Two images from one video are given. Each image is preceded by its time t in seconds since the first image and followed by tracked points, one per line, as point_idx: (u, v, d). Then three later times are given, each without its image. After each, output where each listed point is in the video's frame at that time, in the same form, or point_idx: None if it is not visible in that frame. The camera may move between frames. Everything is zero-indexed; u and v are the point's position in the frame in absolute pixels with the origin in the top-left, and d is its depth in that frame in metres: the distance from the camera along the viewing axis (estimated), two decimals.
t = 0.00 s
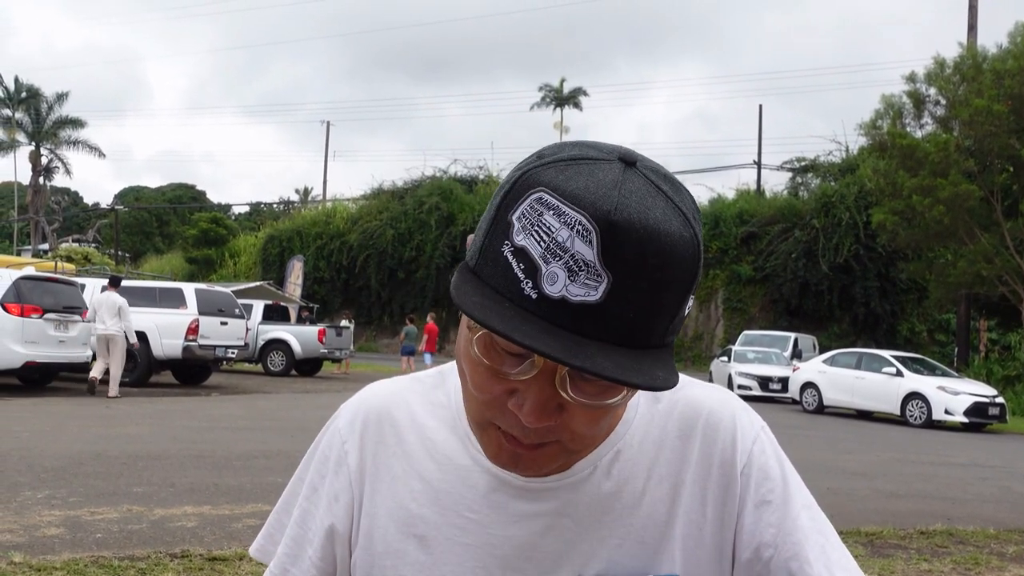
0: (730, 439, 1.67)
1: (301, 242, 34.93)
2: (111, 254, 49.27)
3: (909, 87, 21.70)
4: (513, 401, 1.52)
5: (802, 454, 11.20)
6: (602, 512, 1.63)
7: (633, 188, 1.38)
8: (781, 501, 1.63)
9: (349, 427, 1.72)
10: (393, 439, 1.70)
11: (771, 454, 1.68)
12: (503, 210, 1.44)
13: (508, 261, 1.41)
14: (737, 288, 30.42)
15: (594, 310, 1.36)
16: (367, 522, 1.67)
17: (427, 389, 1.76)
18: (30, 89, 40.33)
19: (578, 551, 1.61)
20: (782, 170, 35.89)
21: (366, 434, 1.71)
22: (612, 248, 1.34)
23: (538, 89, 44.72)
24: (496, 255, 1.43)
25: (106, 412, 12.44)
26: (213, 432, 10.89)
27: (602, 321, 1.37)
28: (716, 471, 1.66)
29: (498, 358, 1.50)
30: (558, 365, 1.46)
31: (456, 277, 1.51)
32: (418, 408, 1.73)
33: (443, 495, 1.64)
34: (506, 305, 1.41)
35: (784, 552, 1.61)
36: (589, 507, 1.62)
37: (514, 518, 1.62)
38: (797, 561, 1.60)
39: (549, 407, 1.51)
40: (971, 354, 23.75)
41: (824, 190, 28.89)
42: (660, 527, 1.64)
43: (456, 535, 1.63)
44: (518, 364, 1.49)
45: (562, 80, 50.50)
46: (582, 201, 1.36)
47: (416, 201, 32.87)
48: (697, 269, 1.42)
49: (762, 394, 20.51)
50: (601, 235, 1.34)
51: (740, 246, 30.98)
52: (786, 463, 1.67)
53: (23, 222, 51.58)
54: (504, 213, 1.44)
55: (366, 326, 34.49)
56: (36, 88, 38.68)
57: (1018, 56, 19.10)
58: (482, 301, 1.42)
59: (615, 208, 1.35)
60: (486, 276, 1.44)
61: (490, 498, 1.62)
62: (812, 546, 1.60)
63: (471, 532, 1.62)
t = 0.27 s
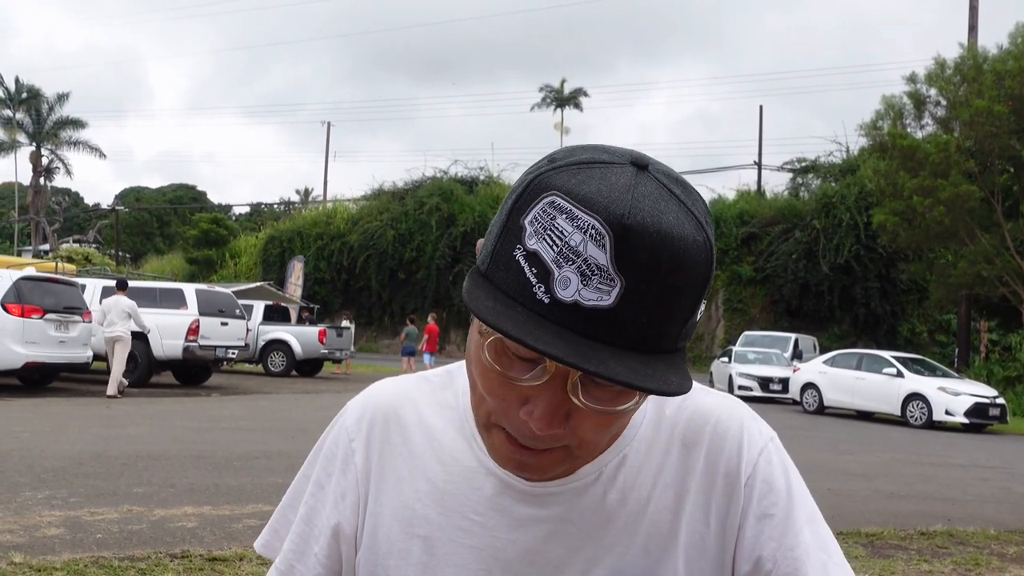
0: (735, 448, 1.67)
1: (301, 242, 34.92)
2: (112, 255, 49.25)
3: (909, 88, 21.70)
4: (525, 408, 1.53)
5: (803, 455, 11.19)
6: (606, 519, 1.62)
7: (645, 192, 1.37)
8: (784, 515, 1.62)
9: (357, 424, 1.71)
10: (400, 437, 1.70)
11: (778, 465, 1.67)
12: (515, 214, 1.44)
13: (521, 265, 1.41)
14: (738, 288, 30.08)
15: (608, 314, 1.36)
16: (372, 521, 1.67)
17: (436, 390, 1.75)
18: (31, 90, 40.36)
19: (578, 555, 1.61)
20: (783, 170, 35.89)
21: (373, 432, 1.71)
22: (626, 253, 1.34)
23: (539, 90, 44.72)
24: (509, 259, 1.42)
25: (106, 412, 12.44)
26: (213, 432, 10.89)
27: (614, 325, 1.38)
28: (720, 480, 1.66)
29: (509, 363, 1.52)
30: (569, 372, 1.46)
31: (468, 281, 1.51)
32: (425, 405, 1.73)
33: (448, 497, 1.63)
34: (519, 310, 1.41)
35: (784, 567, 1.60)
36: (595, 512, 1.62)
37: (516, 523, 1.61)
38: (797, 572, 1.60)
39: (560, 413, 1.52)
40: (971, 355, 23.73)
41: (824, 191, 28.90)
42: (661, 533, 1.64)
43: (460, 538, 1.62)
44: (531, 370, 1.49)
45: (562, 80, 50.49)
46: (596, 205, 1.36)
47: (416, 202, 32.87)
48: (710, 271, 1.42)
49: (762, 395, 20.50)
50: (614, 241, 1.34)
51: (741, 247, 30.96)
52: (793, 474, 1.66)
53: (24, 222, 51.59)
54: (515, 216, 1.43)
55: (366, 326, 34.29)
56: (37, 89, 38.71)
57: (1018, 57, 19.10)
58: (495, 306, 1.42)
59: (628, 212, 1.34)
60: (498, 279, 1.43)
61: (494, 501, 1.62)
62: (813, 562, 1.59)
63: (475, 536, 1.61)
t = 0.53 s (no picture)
0: (743, 454, 1.66)
1: (302, 243, 34.93)
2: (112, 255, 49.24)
3: (910, 88, 21.70)
4: (537, 425, 1.50)
5: (804, 455, 11.19)
6: (613, 527, 1.61)
7: (676, 220, 1.34)
8: (793, 520, 1.62)
9: (363, 426, 1.69)
10: (407, 439, 1.68)
11: (785, 468, 1.67)
12: (541, 234, 1.40)
13: (544, 289, 1.38)
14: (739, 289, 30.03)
15: (632, 343, 1.33)
16: (378, 526, 1.65)
17: (442, 392, 1.73)
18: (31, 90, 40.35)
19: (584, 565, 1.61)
20: (783, 171, 35.90)
21: (380, 432, 1.69)
22: (653, 284, 1.30)
23: (539, 90, 44.74)
24: (532, 281, 1.39)
25: (106, 413, 12.44)
26: (213, 433, 10.89)
27: (637, 355, 1.35)
28: (728, 487, 1.65)
29: (522, 380, 1.49)
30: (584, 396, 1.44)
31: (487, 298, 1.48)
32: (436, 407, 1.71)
33: (453, 502, 1.62)
34: (541, 335, 1.38)
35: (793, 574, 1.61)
36: (604, 520, 1.61)
37: (525, 530, 1.60)
38: None
39: (574, 434, 1.48)
40: (972, 356, 23.73)
41: (824, 191, 28.91)
42: (670, 540, 1.64)
43: (466, 545, 1.61)
44: (546, 390, 1.47)
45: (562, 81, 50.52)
46: (626, 233, 1.32)
47: (416, 202, 32.88)
48: (737, 303, 1.39)
49: (763, 395, 20.50)
50: (643, 270, 1.30)
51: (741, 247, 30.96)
52: (800, 478, 1.66)
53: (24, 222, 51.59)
54: (543, 237, 1.39)
55: (366, 326, 34.30)
56: (37, 89, 38.71)
57: (1018, 57, 19.10)
58: (518, 329, 1.39)
59: (659, 242, 1.31)
60: (520, 300, 1.40)
61: (501, 507, 1.60)
62: (823, 567, 1.59)
63: (482, 544, 1.60)
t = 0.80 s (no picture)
0: (745, 452, 1.66)
1: (302, 243, 34.92)
2: (111, 256, 49.22)
3: (909, 88, 21.70)
4: (536, 427, 1.49)
5: (805, 455, 11.18)
6: (617, 526, 1.61)
7: (670, 220, 1.34)
8: (796, 519, 1.62)
9: (372, 422, 1.67)
10: (415, 436, 1.67)
11: (790, 468, 1.66)
12: (536, 234, 1.40)
13: (539, 288, 1.37)
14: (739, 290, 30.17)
15: (626, 344, 1.33)
16: (384, 524, 1.65)
17: (450, 388, 1.72)
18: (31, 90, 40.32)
19: (585, 562, 1.61)
20: (783, 171, 35.90)
21: (386, 429, 1.67)
22: (647, 284, 1.30)
23: (539, 90, 44.74)
24: (527, 281, 1.39)
25: (106, 413, 12.43)
26: (213, 433, 10.88)
27: (631, 355, 1.34)
28: (729, 485, 1.65)
29: (522, 380, 1.48)
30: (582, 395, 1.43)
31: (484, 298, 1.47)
32: (446, 405, 1.69)
33: (459, 499, 1.63)
34: (534, 335, 1.38)
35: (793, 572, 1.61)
36: (606, 520, 1.61)
37: (527, 528, 1.59)
38: None
39: (572, 434, 1.47)
40: (972, 356, 23.72)
41: (824, 191, 28.91)
42: (671, 539, 1.64)
43: (470, 541, 1.62)
44: (545, 390, 1.46)
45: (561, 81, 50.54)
46: (618, 234, 1.32)
47: (416, 202, 32.89)
48: (733, 304, 1.38)
49: (762, 395, 20.50)
50: (636, 270, 1.30)
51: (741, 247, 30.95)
52: (802, 477, 1.65)
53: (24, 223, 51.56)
54: (538, 237, 1.39)
55: (366, 327, 34.30)
56: (37, 89, 38.70)
57: (1018, 57, 19.10)
58: (512, 330, 1.39)
59: (652, 243, 1.31)
60: (516, 300, 1.40)
61: (504, 505, 1.60)
62: (825, 566, 1.59)
63: (485, 541, 1.61)
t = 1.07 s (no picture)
0: (747, 451, 1.66)
1: (301, 242, 34.93)
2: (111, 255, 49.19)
3: (909, 87, 21.71)
4: (539, 429, 1.48)
5: (805, 454, 11.19)
6: (619, 524, 1.62)
7: (675, 222, 1.33)
8: (796, 517, 1.62)
9: (375, 421, 1.68)
10: (417, 435, 1.67)
11: (790, 466, 1.67)
12: (540, 235, 1.40)
13: (544, 291, 1.37)
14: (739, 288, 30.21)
15: (629, 346, 1.34)
16: (385, 523, 1.65)
17: (452, 389, 1.72)
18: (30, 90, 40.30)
19: (588, 559, 1.61)
20: (783, 170, 35.92)
21: (389, 427, 1.68)
22: (651, 285, 1.30)
23: (539, 89, 44.74)
24: (531, 283, 1.39)
25: (106, 413, 12.43)
26: (213, 432, 10.88)
27: (635, 356, 1.34)
28: (731, 483, 1.65)
29: (525, 381, 1.48)
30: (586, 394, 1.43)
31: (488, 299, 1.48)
32: (448, 403, 1.70)
33: (461, 496, 1.63)
34: (538, 337, 1.38)
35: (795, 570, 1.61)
36: (609, 517, 1.61)
37: (530, 526, 1.60)
38: None
39: (575, 436, 1.47)
40: (971, 354, 23.74)
41: (824, 190, 28.92)
42: (672, 535, 1.64)
43: (472, 539, 1.62)
44: (547, 392, 1.46)
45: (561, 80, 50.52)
46: (622, 235, 1.32)
47: (416, 201, 32.90)
48: (737, 305, 1.38)
49: (762, 393, 20.50)
50: (641, 272, 1.30)
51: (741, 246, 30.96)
52: (804, 477, 1.66)
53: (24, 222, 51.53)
54: (542, 239, 1.39)
55: (366, 326, 34.31)
56: (36, 89, 38.68)
57: (1017, 56, 19.10)
58: (517, 332, 1.39)
59: (657, 245, 1.30)
60: (520, 302, 1.40)
61: (507, 503, 1.60)
62: (825, 565, 1.59)
63: (487, 538, 1.61)
